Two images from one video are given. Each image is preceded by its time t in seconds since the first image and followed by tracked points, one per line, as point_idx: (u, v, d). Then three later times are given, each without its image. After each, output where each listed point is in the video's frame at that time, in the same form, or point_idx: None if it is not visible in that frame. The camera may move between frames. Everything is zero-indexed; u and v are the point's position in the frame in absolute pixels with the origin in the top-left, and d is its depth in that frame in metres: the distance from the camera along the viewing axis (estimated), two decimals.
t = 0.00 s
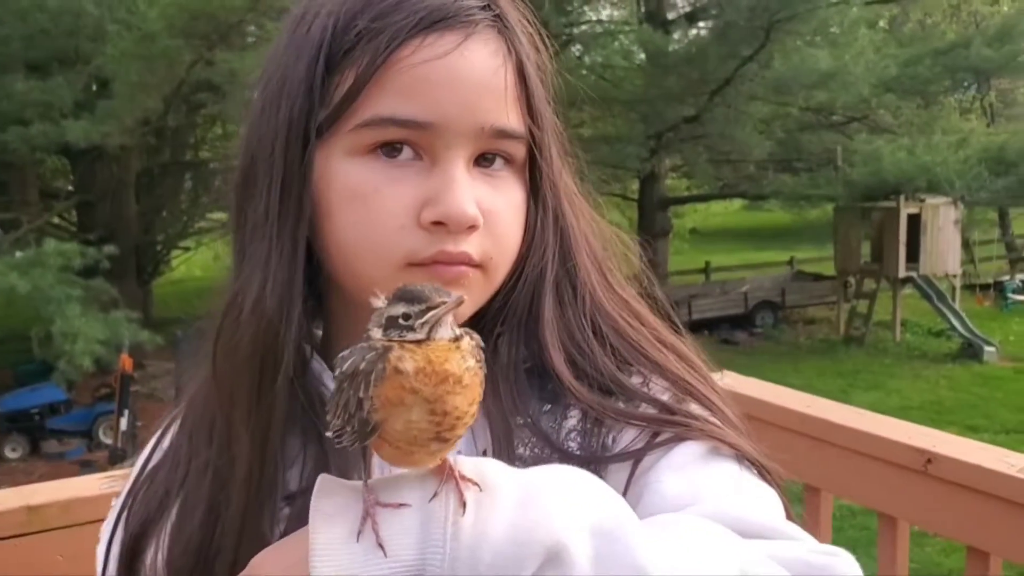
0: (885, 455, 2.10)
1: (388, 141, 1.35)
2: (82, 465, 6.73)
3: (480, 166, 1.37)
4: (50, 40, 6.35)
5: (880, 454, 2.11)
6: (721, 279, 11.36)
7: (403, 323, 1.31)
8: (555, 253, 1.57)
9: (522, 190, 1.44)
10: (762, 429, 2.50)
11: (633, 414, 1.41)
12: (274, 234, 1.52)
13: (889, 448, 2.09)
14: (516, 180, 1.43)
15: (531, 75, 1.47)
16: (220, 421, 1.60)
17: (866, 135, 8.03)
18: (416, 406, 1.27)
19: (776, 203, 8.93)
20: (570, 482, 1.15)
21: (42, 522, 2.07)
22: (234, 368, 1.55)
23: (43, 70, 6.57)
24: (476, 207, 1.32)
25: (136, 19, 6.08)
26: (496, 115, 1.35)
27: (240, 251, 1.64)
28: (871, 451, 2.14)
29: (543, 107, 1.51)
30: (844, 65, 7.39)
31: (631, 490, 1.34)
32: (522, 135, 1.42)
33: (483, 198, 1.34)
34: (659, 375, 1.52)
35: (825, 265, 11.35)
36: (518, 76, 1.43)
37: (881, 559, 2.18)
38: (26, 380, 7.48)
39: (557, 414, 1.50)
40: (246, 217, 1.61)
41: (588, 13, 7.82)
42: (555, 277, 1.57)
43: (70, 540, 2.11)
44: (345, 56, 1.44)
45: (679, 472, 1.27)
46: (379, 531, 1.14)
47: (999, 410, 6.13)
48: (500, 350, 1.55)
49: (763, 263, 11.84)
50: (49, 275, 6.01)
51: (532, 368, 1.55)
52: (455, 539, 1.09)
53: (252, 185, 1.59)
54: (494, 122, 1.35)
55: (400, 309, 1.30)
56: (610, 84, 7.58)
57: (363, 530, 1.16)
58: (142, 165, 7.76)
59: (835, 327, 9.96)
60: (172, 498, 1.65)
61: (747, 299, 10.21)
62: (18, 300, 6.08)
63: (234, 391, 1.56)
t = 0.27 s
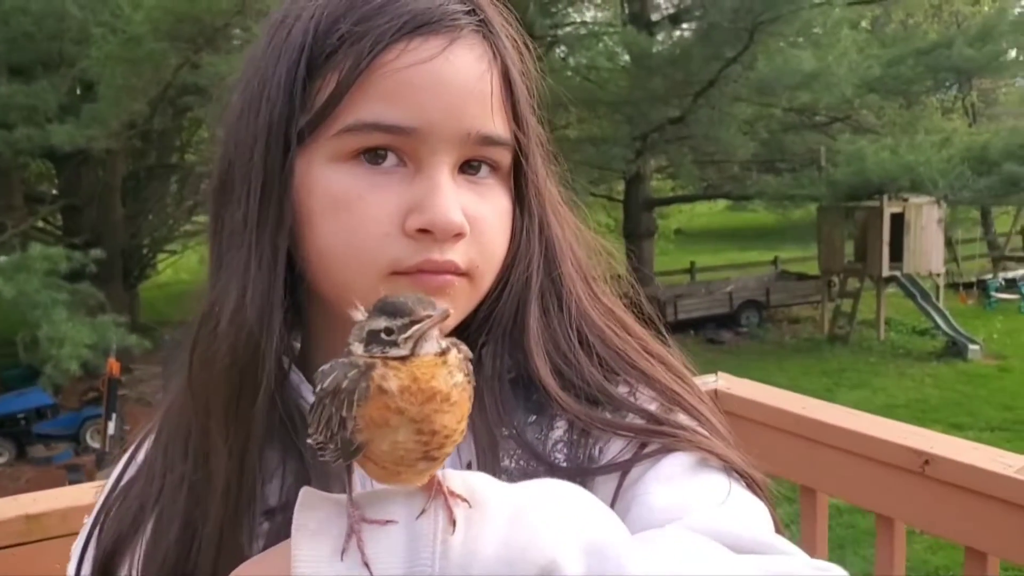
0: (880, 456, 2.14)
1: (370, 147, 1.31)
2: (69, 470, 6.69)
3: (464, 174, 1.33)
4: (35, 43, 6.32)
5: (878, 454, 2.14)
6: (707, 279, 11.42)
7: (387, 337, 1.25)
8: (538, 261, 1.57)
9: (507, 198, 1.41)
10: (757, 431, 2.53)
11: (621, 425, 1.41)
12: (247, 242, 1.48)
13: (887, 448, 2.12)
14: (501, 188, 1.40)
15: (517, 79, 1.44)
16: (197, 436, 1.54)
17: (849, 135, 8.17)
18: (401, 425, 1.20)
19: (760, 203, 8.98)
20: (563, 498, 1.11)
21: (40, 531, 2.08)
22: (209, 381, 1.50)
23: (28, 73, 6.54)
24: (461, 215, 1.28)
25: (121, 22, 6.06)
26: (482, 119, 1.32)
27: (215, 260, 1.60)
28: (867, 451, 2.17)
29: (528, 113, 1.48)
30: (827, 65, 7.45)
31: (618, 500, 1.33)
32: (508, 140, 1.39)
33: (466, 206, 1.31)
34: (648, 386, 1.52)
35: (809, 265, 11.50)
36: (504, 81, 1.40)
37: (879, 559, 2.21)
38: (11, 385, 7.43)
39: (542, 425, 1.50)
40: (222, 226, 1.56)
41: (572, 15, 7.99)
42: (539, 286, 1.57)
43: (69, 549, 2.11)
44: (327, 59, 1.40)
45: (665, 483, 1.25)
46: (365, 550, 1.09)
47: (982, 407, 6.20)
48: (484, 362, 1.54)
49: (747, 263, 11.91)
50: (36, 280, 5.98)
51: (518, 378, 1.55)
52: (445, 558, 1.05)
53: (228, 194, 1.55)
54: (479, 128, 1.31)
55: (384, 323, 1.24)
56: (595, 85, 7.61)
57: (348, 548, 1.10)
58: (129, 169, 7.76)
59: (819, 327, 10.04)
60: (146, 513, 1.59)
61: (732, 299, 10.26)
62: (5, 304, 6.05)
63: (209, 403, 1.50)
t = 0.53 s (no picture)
0: (885, 455, 2.16)
1: (386, 149, 1.31)
2: (64, 472, 6.68)
3: (480, 177, 1.34)
4: (26, 45, 6.29)
5: (884, 453, 2.16)
6: (699, 278, 11.44)
7: (413, 352, 1.26)
8: (552, 265, 1.59)
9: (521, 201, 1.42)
10: (761, 430, 2.56)
11: (641, 431, 1.44)
12: (257, 246, 1.48)
13: (894, 448, 2.13)
14: (516, 190, 1.41)
15: (530, 79, 1.45)
16: (211, 441, 1.54)
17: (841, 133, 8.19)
18: (431, 442, 1.20)
19: (752, 201, 9.00)
20: (596, 514, 1.16)
21: (49, 535, 2.11)
22: (224, 386, 1.51)
23: (19, 75, 6.51)
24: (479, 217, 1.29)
25: (113, 23, 6.01)
26: (499, 121, 1.33)
27: (225, 264, 1.60)
28: (872, 450, 2.19)
29: (541, 114, 1.49)
30: (820, 63, 7.46)
31: (642, 504, 1.36)
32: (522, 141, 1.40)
33: (484, 208, 1.32)
34: (665, 390, 1.56)
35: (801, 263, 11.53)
36: (518, 81, 1.41)
37: (887, 559, 2.22)
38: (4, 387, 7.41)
39: (560, 431, 1.52)
40: (233, 229, 1.56)
41: (564, 14, 7.95)
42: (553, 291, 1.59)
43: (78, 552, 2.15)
44: (340, 59, 1.40)
45: (690, 489, 1.29)
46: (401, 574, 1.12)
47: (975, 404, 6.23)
48: (500, 366, 1.57)
49: (738, 261, 11.94)
50: (29, 282, 5.94)
51: (536, 382, 1.57)
52: None
53: (238, 197, 1.55)
54: (496, 128, 1.32)
55: (410, 337, 1.25)
56: (588, 84, 7.59)
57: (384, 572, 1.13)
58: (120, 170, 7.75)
59: (811, 324, 10.08)
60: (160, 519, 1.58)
61: (725, 297, 10.29)
62: None
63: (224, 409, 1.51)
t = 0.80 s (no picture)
0: (888, 454, 2.17)
1: (374, 162, 1.32)
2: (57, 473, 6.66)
3: (475, 189, 1.34)
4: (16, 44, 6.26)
5: (887, 451, 2.17)
6: (690, 276, 11.46)
7: (461, 358, 1.26)
8: (565, 272, 1.61)
9: (522, 210, 1.42)
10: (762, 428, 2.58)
11: (659, 440, 1.48)
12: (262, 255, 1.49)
13: (896, 447, 2.14)
14: (516, 197, 1.41)
15: (528, 84, 1.45)
16: (218, 447, 1.56)
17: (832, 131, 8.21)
18: (483, 449, 1.21)
19: (743, 199, 9.02)
20: (626, 525, 1.23)
21: (53, 538, 2.15)
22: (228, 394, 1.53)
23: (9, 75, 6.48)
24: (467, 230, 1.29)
25: (103, 22, 5.96)
26: (491, 129, 1.33)
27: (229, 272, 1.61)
28: (872, 449, 2.20)
29: (542, 120, 1.49)
30: (811, 62, 7.42)
31: (663, 511, 1.41)
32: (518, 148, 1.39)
33: (474, 218, 1.31)
34: (681, 400, 1.60)
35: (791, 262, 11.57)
36: (514, 86, 1.41)
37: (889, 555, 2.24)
38: None
39: (575, 437, 1.53)
40: (235, 237, 1.57)
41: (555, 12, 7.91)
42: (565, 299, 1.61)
43: (82, 555, 2.19)
44: (329, 70, 1.41)
45: (711, 497, 1.36)
46: None
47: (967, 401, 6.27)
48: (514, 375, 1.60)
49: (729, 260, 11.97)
50: (19, 282, 5.89)
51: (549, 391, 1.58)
52: None
53: (240, 205, 1.56)
54: (486, 139, 1.32)
55: (458, 344, 1.25)
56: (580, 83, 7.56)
57: None
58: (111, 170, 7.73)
59: (802, 322, 10.11)
60: (172, 524, 1.60)
61: (716, 295, 10.31)
62: None
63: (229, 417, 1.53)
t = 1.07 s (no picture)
0: (883, 447, 2.17)
1: (349, 150, 1.33)
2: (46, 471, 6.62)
3: (456, 174, 1.34)
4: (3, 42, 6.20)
5: (884, 446, 2.17)
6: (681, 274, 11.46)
7: (452, 349, 1.27)
8: (569, 261, 1.61)
9: (513, 197, 1.42)
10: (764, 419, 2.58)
11: (669, 435, 1.49)
12: (245, 246, 1.51)
13: (891, 442, 2.15)
14: (506, 182, 1.41)
15: (514, 67, 1.44)
16: (204, 439, 1.54)
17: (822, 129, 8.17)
18: (471, 445, 1.20)
19: (734, 197, 9.03)
20: (624, 521, 1.21)
21: (47, 533, 2.14)
22: (212, 385, 1.53)
23: None
24: (447, 217, 1.29)
25: (91, 19, 5.92)
26: (471, 114, 1.32)
27: (220, 262, 1.61)
28: (870, 442, 2.20)
29: (533, 105, 1.48)
30: (800, 59, 7.47)
31: (666, 509, 1.41)
32: (503, 133, 1.39)
33: (455, 204, 1.31)
34: (689, 392, 1.60)
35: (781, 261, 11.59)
36: (499, 70, 1.40)
37: (885, 547, 2.24)
38: None
39: (578, 430, 1.55)
40: (223, 226, 1.58)
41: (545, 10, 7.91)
42: (566, 290, 1.61)
43: (76, 551, 2.18)
44: (304, 57, 1.42)
45: (719, 493, 1.35)
46: None
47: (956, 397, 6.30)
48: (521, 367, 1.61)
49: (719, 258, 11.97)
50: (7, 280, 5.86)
51: (550, 383, 1.59)
52: None
53: (228, 195, 1.56)
54: (465, 122, 1.32)
55: (449, 335, 1.26)
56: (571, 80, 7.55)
57: None
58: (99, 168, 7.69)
59: (792, 319, 10.13)
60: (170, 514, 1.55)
61: (707, 293, 10.32)
62: None
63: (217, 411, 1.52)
